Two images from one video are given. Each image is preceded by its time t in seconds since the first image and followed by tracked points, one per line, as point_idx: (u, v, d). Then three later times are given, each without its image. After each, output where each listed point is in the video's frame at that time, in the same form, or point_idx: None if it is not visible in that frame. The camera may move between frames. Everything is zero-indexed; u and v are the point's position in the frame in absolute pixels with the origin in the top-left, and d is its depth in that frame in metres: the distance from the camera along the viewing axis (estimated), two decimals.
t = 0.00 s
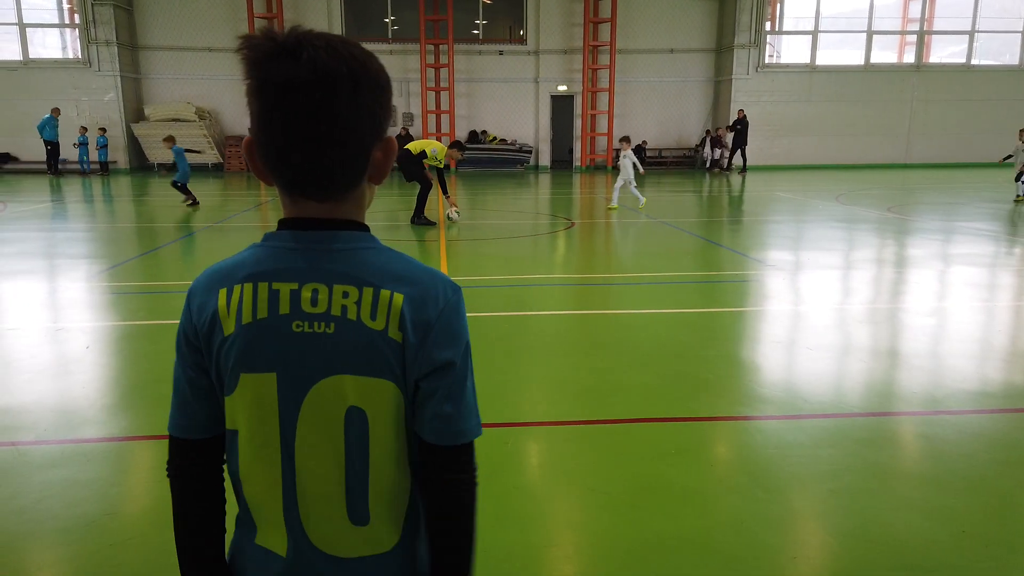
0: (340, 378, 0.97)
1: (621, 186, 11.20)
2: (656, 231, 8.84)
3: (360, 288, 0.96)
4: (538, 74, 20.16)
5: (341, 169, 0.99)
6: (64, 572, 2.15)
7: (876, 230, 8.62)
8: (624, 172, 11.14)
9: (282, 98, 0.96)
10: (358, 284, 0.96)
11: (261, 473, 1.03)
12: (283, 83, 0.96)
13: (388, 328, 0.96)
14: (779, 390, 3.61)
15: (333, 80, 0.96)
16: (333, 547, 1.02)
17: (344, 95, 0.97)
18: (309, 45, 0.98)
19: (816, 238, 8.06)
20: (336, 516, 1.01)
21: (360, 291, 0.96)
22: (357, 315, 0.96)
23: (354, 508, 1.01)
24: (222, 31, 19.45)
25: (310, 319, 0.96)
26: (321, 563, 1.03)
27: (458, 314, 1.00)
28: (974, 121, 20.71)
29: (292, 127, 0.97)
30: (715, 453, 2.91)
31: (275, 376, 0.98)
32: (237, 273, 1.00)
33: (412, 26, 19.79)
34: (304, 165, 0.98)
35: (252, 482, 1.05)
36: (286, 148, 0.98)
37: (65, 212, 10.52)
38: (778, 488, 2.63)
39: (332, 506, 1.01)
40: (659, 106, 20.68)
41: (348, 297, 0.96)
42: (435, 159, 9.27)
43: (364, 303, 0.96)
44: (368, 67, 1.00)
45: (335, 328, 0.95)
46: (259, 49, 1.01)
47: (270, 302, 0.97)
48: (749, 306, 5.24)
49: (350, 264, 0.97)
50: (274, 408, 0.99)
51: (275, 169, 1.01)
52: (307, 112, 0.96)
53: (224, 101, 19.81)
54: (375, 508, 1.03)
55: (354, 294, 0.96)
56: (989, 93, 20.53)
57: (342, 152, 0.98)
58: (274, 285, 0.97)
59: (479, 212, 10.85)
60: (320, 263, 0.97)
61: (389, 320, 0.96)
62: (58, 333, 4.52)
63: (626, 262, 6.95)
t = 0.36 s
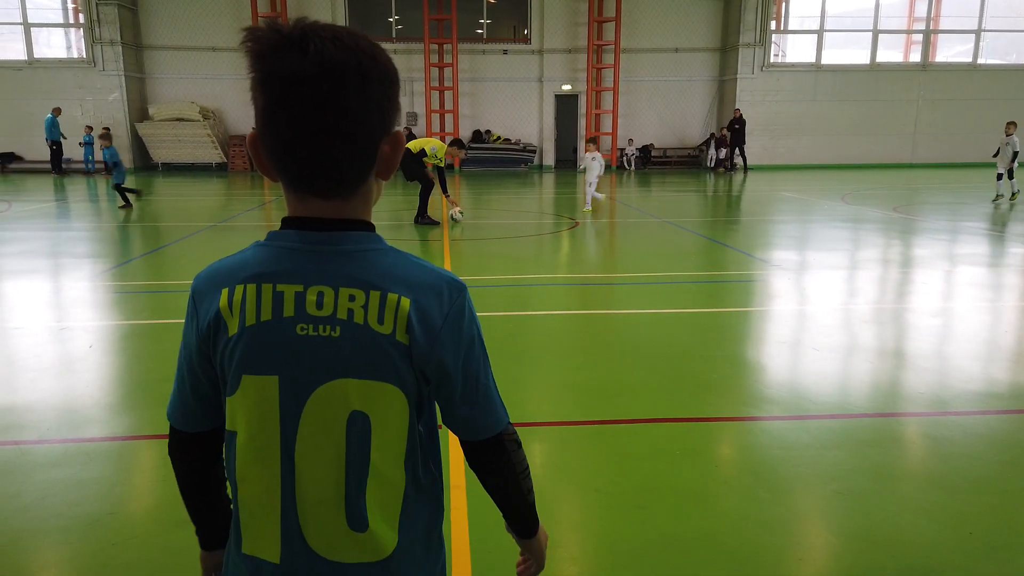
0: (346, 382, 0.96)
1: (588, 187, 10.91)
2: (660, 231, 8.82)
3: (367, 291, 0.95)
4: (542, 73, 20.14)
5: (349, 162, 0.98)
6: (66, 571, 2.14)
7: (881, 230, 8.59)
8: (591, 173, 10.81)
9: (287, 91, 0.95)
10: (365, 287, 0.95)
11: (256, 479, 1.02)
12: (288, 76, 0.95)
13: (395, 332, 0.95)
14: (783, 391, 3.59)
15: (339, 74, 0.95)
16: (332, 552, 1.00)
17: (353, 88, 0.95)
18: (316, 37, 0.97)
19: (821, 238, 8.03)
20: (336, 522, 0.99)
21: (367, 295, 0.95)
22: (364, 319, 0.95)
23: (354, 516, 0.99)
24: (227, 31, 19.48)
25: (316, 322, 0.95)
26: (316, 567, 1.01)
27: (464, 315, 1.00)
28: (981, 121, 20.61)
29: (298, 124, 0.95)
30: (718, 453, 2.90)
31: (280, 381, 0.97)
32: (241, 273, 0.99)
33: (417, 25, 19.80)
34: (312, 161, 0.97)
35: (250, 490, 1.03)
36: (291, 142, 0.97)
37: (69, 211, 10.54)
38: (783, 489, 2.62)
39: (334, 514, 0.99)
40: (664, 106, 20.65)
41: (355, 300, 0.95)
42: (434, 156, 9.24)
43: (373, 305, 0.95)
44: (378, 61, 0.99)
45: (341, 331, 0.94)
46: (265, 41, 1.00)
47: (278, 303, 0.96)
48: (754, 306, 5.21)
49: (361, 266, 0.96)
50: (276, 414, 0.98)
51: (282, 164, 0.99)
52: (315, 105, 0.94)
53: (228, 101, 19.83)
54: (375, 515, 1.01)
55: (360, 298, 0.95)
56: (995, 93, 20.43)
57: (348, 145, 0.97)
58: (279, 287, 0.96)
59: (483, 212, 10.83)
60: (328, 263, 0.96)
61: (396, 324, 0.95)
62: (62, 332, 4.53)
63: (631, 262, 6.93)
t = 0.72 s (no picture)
0: (357, 382, 0.94)
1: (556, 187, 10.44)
2: (666, 231, 8.79)
3: (377, 290, 0.93)
4: (548, 73, 20.11)
5: (360, 162, 0.96)
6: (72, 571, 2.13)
7: (889, 230, 8.53)
8: (557, 173, 10.36)
9: (298, 90, 0.94)
10: (375, 286, 0.93)
11: (263, 481, 1.00)
12: (300, 76, 0.94)
13: (404, 332, 0.94)
14: (791, 392, 3.56)
15: (352, 73, 0.93)
16: (340, 554, 0.98)
17: (366, 87, 0.94)
18: (329, 36, 0.96)
19: (829, 238, 7.97)
20: (344, 522, 0.97)
21: (377, 294, 0.93)
22: (374, 318, 0.93)
23: (363, 518, 0.97)
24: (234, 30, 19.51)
25: (326, 321, 0.93)
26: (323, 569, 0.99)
27: (475, 316, 0.99)
28: (990, 121, 20.49)
29: (311, 123, 0.94)
30: (726, 455, 2.87)
31: (289, 381, 0.95)
32: (251, 272, 0.97)
33: (423, 25, 19.81)
34: (323, 159, 0.96)
35: (256, 491, 1.01)
36: (303, 140, 0.95)
37: (75, 211, 10.55)
38: (791, 491, 2.59)
39: (341, 515, 0.97)
40: (670, 105, 20.59)
41: (365, 300, 0.93)
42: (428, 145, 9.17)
43: (384, 306, 0.93)
44: (389, 60, 0.98)
45: (351, 330, 0.93)
46: (276, 41, 0.98)
47: (287, 302, 0.94)
48: (761, 306, 5.18)
49: (371, 266, 0.95)
50: (285, 414, 0.96)
51: (293, 162, 0.98)
52: (328, 104, 0.93)
53: (234, 100, 19.86)
54: (384, 516, 0.99)
55: (370, 297, 0.93)
56: (1004, 92, 20.30)
57: (361, 145, 0.96)
58: (289, 286, 0.94)
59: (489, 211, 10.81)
60: (338, 262, 0.94)
61: (406, 324, 0.94)
62: (68, 331, 4.53)
63: (637, 262, 6.90)
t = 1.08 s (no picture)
0: (372, 380, 0.94)
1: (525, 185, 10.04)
2: (669, 231, 8.79)
3: (392, 288, 0.93)
4: (550, 73, 20.10)
5: (375, 160, 0.96)
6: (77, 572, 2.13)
7: (892, 230, 8.52)
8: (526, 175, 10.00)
9: (315, 87, 0.94)
10: (390, 284, 0.93)
11: (277, 480, 1.00)
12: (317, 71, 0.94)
13: (419, 330, 0.94)
14: (794, 392, 3.56)
15: (368, 69, 0.93)
16: (354, 555, 0.98)
17: (381, 84, 0.94)
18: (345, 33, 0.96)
19: (832, 238, 7.96)
20: (359, 521, 0.97)
21: (392, 292, 0.93)
22: (389, 316, 0.93)
23: (378, 517, 0.98)
24: (235, 30, 19.52)
25: (340, 319, 0.93)
26: (339, 569, 0.99)
27: (489, 314, 0.99)
28: (991, 121, 20.46)
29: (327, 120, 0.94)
30: (730, 455, 2.87)
31: (304, 379, 0.95)
32: (265, 270, 0.97)
33: (424, 24, 19.83)
34: (338, 156, 0.96)
35: (270, 489, 1.01)
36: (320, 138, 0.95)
37: (77, 211, 10.54)
38: (795, 492, 2.59)
39: (356, 514, 0.97)
40: (672, 105, 20.59)
41: (380, 298, 0.93)
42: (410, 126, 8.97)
43: (399, 304, 0.93)
44: (404, 57, 0.98)
45: (366, 328, 0.93)
46: (291, 37, 0.99)
47: (301, 300, 0.94)
48: (763, 307, 5.18)
49: (384, 263, 0.95)
50: (301, 412, 0.96)
51: (308, 159, 0.98)
52: (343, 101, 0.93)
53: (236, 100, 19.86)
54: (399, 516, 0.99)
55: (386, 296, 0.93)
56: (1006, 92, 20.27)
57: (377, 142, 0.96)
58: (302, 284, 0.94)
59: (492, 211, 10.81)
60: (352, 261, 0.94)
61: (421, 322, 0.94)
62: (72, 332, 4.53)
63: (639, 262, 6.90)
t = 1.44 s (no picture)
0: (379, 379, 0.94)
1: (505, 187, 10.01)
2: (678, 231, 8.77)
3: (401, 288, 0.93)
4: (559, 72, 20.09)
5: (386, 159, 0.97)
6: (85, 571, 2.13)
7: (904, 230, 8.47)
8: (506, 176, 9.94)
9: (326, 86, 0.94)
10: (398, 283, 0.93)
11: (284, 479, 1.00)
12: (328, 68, 0.94)
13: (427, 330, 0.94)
14: (803, 393, 3.54)
15: (378, 68, 0.93)
16: (362, 555, 0.98)
17: (390, 82, 0.94)
18: (357, 32, 0.96)
19: (843, 239, 7.91)
20: (365, 522, 0.97)
21: (400, 292, 0.93)
22: (397, 316, 0.93)
23: (385, 518, 0.98)
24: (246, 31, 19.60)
25: (348, 318, 0.93)
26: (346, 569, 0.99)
27: (497, 313, 0.99)
28: (1004, 121, 20.30)
29: (337, 118, 0.94)
30: (738, 457, 2.86)
31: (311, 378, 0.95)
32: (273, 270, 0.97)
33: (434, 24, 19.88)
34: (348, 154, 0.96)
35: (277, 487, 1.01)
36: (331, 137, 0.95)
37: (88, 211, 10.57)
38: (804, 494, 2.57)
39: (363, 513, 0.97)
40: (682, 105, 20.53)
41: (388, 297, 0.93)
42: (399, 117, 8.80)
43: (408, 303, 0.93)
44: (414, 57, 0.98)
45: (374, 327, 0.93)
46: (302, 34, 0.99)
47: (310, 299, 0.94)
48: (773, 307, 5.16)
49: (393, 262, 0.95)
50: (308, 410, 0.97)
51: (317, 158, 0.98)
52: (353, 99, 0.93)
53: (247, 100, 19.96)
54: (405, 516, 0.99)
55: (393, 295, 0.93)
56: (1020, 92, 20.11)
57: (387, 141, 0.96)
58: (312, 283, 0.94)
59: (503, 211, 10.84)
60: (360, 260, 0.94)
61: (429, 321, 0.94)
62: (83, 330, 4.56)
63: (648, 262, 6.88)
